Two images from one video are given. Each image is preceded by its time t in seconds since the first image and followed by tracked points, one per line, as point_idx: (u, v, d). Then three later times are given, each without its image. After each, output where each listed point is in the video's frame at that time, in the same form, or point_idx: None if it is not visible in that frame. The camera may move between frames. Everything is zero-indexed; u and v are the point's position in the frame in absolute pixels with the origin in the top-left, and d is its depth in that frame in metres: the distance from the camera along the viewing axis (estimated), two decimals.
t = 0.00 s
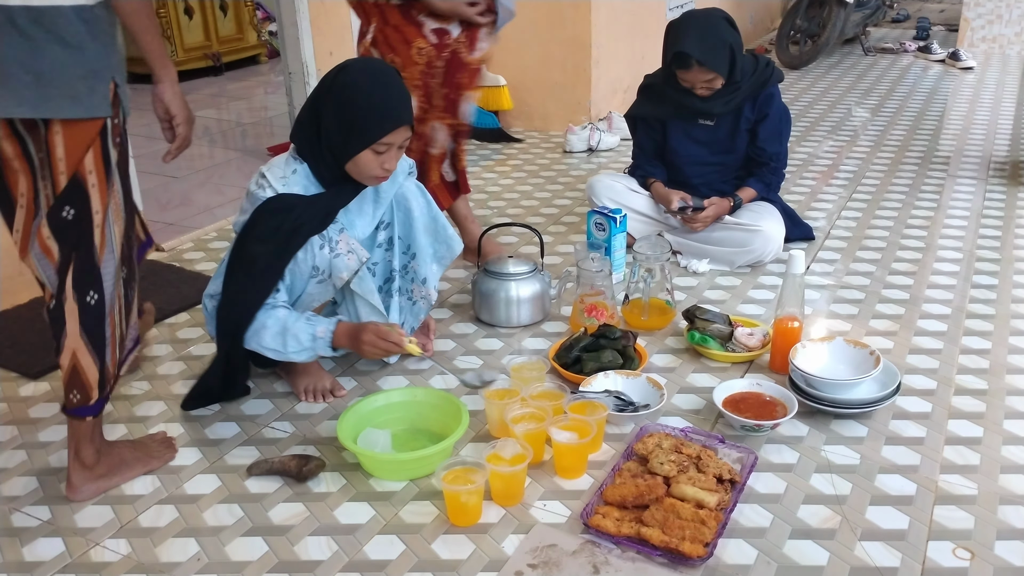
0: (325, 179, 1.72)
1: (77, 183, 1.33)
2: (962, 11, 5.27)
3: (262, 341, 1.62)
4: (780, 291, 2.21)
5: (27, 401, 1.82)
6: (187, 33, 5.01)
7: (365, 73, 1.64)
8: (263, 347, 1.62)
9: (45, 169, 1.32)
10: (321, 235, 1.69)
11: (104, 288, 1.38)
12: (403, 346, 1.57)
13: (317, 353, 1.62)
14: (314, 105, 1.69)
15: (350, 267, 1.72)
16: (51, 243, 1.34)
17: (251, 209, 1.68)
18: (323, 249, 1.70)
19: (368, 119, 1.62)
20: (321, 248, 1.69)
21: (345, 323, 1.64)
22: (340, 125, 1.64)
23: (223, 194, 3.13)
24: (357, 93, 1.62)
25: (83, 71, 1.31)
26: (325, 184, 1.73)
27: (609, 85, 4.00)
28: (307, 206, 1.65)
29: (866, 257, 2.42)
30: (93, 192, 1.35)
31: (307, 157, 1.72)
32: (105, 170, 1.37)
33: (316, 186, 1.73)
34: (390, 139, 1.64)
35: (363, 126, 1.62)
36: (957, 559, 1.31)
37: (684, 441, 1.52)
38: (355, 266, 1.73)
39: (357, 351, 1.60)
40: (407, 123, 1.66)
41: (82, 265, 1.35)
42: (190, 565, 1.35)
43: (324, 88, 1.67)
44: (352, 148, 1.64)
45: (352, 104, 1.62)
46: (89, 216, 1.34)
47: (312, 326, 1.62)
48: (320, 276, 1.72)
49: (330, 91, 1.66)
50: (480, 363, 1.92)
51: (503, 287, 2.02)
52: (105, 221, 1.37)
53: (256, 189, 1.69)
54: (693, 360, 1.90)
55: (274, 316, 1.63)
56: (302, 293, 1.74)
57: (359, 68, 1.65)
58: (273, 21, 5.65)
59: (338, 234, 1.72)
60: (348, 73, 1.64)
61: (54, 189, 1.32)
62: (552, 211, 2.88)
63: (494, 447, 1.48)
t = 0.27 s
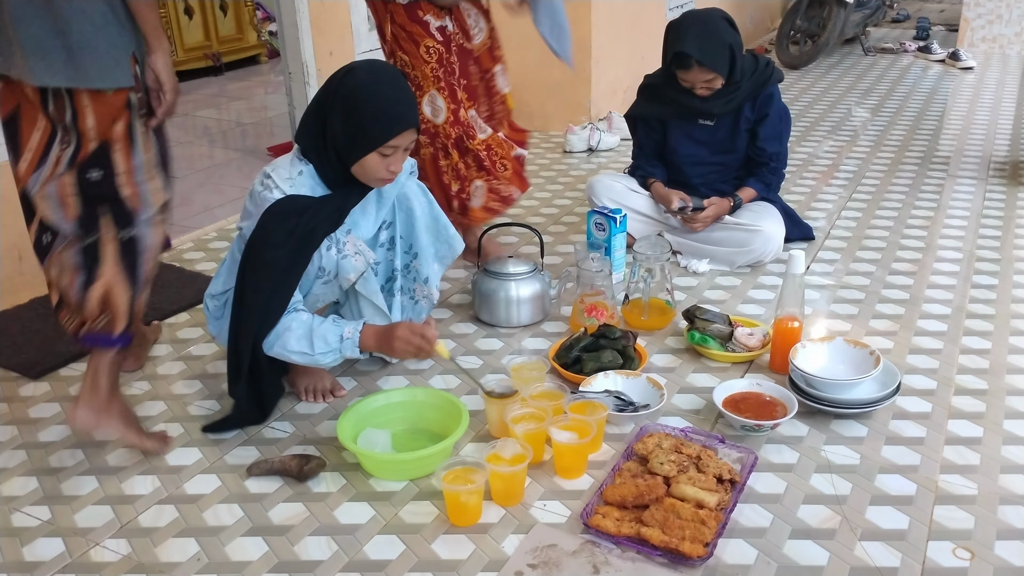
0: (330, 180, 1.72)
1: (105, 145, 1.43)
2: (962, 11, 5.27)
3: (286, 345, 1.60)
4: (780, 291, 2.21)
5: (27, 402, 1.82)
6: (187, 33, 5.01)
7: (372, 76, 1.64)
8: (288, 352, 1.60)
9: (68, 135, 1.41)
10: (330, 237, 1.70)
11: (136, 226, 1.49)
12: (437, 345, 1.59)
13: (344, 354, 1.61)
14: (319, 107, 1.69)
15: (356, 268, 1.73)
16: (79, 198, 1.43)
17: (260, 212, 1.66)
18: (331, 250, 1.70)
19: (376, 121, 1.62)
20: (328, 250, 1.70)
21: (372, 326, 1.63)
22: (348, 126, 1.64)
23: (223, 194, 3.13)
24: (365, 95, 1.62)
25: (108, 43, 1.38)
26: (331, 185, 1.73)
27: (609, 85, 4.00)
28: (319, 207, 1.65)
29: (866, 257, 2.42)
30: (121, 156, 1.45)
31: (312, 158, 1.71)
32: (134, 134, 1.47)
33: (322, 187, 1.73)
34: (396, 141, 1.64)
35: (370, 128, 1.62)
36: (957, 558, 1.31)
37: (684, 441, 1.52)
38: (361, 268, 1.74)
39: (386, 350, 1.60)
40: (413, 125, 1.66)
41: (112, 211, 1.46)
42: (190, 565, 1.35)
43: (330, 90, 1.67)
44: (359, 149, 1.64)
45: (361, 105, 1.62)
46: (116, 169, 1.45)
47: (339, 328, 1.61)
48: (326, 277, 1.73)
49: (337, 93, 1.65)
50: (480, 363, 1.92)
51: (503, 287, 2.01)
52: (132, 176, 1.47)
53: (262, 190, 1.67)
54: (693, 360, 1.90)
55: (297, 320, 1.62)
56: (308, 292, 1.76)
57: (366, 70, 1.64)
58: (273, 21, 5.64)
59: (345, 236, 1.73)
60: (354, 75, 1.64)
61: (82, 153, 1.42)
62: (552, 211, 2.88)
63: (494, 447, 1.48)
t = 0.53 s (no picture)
0: (331, 180, 1.72)
1: (157, 116, 1.77)
2: (962, 11, 5.27)
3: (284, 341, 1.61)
4: (780, 291, 2.21)
5: (27, 402, 1.82)
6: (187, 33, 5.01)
7: (376, 76, 1.62)
8: (286, 349, 1.61)
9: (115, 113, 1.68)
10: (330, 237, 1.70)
11: (199, 182, 1.90)
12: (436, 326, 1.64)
13: (342, 348, 1.62)
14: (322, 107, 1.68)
15: (357, 269, 1.73)
16: (146, 165, 1.78)
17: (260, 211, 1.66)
18: (331, 251, 1.71)
19: (379, 122, 1.61)
20: (328, 250, 1.70)
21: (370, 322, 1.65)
22: (350, 126, 1.63)
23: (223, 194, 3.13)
24: (367, 96, 1.61)
25: (143, 22, 1.61)
26: (332, 186, 1.73)
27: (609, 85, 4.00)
28: (319, 208, 1.66)
29: (866, 257, 2.42)
30: (169, 121, 1.79)
31: (314, 159, 1.71)
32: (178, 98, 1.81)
33: (324, 187, 1.73)
34: (399, 143, 1.64)
35: (373, 130, 1.61)
36: (957, 559, 1.31)
37: (684, 441, 1.52)
38: (361, 269, 1.74)
39: (385, 341, 1.62)
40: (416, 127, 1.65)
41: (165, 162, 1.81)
42: (190, 565, 1.35)
43: (332, 90, 1.65)
44: (361, 151, 1.63)
45: (365, 106, 1.61)
46: (173, 137, 1.81)
47: (337, 322, 1.63)
48: (326, 277, 1.74)
49: (340, 94, 1.64)
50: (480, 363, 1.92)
51: (503, 287, 2.01)
52: (189, 140, 1.85)
53: (263, 190, 1.68)
54: (693, 360, 1.90)
55: (296, 316, 1.64)
56: (308, 292, 1.76)
57: (368, 70, 1.63)
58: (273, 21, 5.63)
59: (345, 236, 1.73)
60: (358, 76, 1.62)
61: (132, 129, 1.72)
62: (552, 211, 2.88)
63: (494, 447, 1.48)
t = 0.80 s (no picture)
0: (328, 179, 1.71)
1: (197, 107, 1.97)
2: (962, 11, 5.27)
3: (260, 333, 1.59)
4: (780, 291, 2.21)
5: (27, 401, 1.82)
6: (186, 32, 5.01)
7: (375, 78, 1.63)
8: (262, 343, 1.60)
9: (157, 104, 1.88)
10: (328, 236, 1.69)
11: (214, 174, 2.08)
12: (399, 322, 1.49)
13: (315, 345, 1.58)
14: (321, 107, 1.68)
15: (355, 268, 1.72)
16: (179, 152, 1.97)
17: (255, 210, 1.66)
18: (328, 250, 1.69)
19: (375, 123, 1.61)
20: (326, 250, 1.69)
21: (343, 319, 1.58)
22: (346, 126, 1.63)
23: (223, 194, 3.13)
24: (364, 98, 1.61)
25: (187, 25, 1.86)
26: (329, 185, 1.73)
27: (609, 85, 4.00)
28: (314, 208, 1.66)
29: (866, 257, 2.42)
30: (205, 115, 1.99)
31: (312, 158, 1.71)
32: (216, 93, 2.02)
33: (320, 187, 1.73)
34: (394, 145, 1.64)
35: (369, 131, 1.62)
36: (957, 558, 1.31)
37: (684, 441, 1.52)
38: (360, 268, 1.73)
39: (350, 339, 1.54)
40: (413, 129, 1.65)
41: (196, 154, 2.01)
42: (190, 565, 1.35)
43: (332, 90, 1.66)
44: (356, 151, 1.64)
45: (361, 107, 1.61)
46: (206, 127, 2.01)
47: (310, 318, 1.58)
48: (324, 276, 1.72)
49: (339, 94, 1.65)
50: (480, 363, 1.92)
51: (503, 287, 2.01)
52: (215, 131, 2.04)
53: (260, 189, 1.69)
54: (693, 360, 1.90)
55: (275, 311, 1.60)
56: (306, 292, 1.75)
57: (368, 72, 1.64)
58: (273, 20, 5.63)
59: (343, 235, 1.73)
60: (357, 77, 1.63)
61: (173, 120, 1.92)
62: (552, 211, 2.88)
63: (494, 447, 1.48)
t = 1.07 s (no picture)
0: (321, 178, 1.71)
1: (256, 81, 2.14)
2: (962, 11, 5.27)
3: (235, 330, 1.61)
4: (780, 291, 2.21)
5: (27, 401, 1.82)
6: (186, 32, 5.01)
7: (365, 78, 1.63)
8: (234, 339, 1.61)
9: (223, 84, 2.07)
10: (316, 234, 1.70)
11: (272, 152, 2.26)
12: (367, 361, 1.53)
13: (283, 354, 1.59)
14: (315, 106, 1.68)
15: (345, 266, 1.73)
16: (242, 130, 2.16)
17: (244, 207, 1.68)
18: (317, 248, 1.70)
19: (363, 123, 1.60)
20: (316, 247, 1.70)
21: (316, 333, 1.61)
22: (336, 126, 1.63)
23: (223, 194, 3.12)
24: (353, 98, 1.61)
25: (245, 5, 2.03)
26: (322, 185, 1.72)
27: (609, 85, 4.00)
28: (301, 207, 1.65)
29: (866, 257, 2.42)
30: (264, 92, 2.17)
31: (305, 158, 1.71)
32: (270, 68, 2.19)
33: (313, 186, 1.72)
34: (383, 145, 1.63)
35: (357, 131, 1.61)
36: (957, 558, 1.31)
37: (684, 441, 1.52)
38: (350, 265, 1.73)
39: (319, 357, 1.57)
40: (403, 130, 1.64)
41: (252, 131, 2.19)
42: (190, 565, 1.35)
43: (326, 90, 1.67)
44: (345, 150, 1.63)
45: (350, 106, 1.61)
46: (262, 104, 2.18)
47: (283, 327, 1.60)
48: (315, 275, 1.73)
49: (330, 95, 1.65)
50: (481, 363, 1.92)
51: (503, 287, 2.01)
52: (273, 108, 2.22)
53: (252, 187, 1.69)
54: (693, 360, 1.90)
55: (251, 310, 1.63)
56: (299, 292, 1.75)
57: (360, 72, 1.64)
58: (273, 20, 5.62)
59: (333, 233, 1.73)
60: (349, 77, 1.64)
61: (237, 99, 2.12)
62: (552, 211, 2.88)
63: (494, 447, 1.48)
